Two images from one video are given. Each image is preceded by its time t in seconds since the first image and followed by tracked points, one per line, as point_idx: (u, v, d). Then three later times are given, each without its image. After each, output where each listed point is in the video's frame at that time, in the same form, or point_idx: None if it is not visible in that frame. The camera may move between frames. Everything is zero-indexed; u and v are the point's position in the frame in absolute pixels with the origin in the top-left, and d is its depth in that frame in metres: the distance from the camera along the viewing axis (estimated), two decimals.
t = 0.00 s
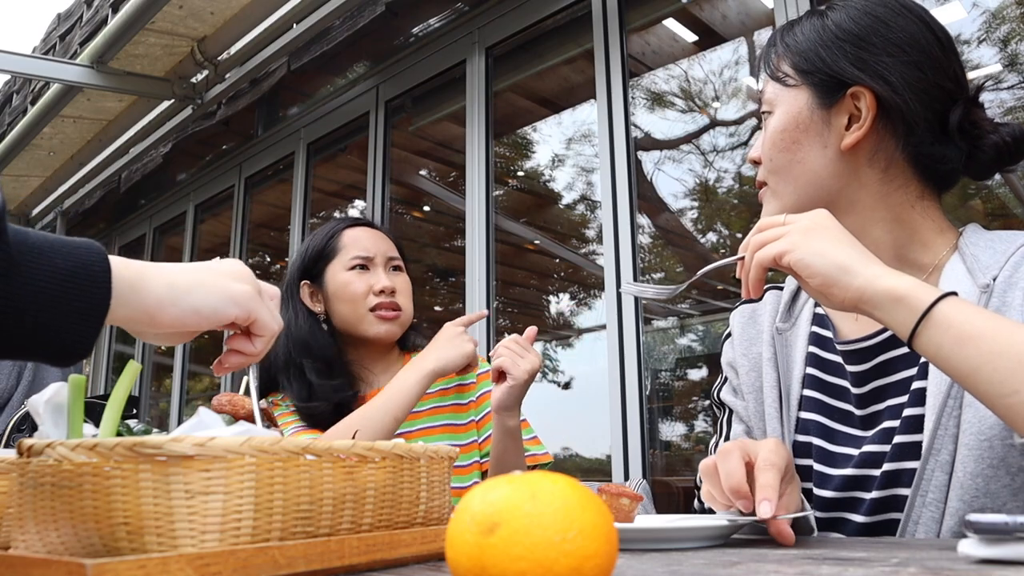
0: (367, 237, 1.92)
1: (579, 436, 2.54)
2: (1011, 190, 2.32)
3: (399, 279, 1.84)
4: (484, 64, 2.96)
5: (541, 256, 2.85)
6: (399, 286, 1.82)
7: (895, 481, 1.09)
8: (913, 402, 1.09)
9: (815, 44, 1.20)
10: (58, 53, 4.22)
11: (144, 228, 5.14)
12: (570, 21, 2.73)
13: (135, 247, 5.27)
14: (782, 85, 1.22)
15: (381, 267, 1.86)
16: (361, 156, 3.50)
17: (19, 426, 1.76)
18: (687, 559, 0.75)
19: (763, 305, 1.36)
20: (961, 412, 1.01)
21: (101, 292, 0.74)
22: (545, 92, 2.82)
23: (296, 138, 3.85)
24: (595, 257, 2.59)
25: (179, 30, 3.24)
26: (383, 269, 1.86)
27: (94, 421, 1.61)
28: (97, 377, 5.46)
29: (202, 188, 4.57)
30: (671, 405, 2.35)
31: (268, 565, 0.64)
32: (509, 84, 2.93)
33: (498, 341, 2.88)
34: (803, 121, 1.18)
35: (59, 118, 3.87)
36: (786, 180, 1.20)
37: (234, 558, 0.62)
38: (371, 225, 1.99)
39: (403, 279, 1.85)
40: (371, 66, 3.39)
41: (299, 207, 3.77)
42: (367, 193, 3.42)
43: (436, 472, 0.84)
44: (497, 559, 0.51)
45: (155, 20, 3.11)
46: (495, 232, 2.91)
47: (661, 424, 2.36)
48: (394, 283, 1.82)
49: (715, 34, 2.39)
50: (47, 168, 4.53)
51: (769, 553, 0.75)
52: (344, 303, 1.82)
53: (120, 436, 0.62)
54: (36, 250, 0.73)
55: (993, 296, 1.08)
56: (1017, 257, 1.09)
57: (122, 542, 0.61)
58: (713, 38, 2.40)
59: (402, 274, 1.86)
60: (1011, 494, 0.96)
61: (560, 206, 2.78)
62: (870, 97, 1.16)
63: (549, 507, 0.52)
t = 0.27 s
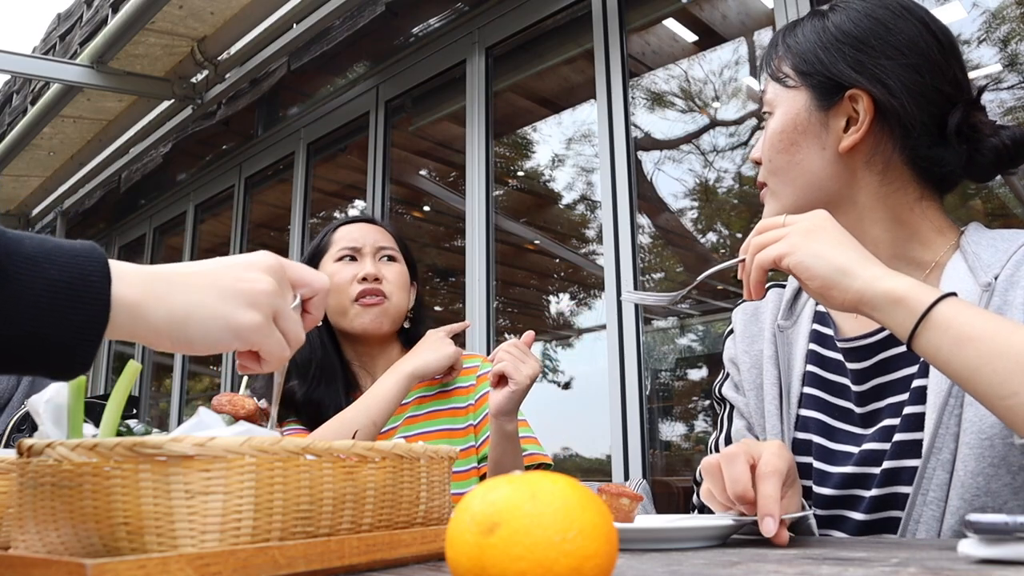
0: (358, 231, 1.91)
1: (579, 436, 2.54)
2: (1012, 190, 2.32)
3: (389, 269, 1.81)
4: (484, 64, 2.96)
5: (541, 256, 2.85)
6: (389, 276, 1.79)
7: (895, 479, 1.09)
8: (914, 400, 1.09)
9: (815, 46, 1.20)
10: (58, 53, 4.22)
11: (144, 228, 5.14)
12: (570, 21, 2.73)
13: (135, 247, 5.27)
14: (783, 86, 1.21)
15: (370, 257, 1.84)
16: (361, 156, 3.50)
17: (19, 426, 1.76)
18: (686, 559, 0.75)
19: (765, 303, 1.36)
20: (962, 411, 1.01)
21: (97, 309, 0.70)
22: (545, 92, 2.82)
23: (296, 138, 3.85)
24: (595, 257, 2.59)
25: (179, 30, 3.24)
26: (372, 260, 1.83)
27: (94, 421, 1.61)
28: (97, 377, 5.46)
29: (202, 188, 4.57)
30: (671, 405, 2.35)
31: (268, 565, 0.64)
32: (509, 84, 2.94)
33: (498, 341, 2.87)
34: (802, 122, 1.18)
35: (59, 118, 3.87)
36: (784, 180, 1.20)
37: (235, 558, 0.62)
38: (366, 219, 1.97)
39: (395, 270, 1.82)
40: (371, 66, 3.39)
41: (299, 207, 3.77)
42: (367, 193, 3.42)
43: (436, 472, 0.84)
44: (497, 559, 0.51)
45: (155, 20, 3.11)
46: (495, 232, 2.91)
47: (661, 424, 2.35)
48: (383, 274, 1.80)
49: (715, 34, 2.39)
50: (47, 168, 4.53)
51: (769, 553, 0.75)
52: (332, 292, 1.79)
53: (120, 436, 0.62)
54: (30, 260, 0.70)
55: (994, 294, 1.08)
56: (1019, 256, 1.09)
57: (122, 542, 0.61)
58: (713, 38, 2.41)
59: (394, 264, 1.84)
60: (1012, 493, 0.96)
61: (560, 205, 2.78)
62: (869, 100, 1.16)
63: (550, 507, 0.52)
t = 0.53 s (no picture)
0: (357, 230, 1.89)
1: (580, 436, 2.54)
2: (1012, 190, 2.33)
3: (388, 272, 1.81)
4: (484, 64, 2.96)
5: (542, 256, 2.84)
6: (388, 281, 1.79)
7: (898, 481, 1.09)
8: (917, 403, 1.10)
9: (811, 52, 1.19)
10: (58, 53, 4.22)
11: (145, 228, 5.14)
12: (570, 21, 2.73)
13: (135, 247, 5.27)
14: (780, 96, 1.21)
15: (367, 260, 1.82)
16: (361, 156, 3.50)
17: (19, 425, 1.76)
18: (687, 559, 0.75)
19: (769, 305, 1.35)
20: (966, 413, 1.01)
21: (61, 282, 0.65)
22: (545, 92, 2.83)
23: (296, 138, 3.85)
24: (595, 257, 2.59)
25: (179, 30, 3.24)
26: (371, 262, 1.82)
27: (94, 421, 1.61)
28: (97, 377, 5.46)
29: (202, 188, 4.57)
30: (671, 405, 2.35)
31: (268, 565, 0.64)
32: (509, 84, 2.94)
33: (498, 341, 2.87)
34: (807, 131, 1.18)
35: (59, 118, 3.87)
36: (793, 191, 1.21)
37: (234, 558, 0.62)
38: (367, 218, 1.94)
39: (393, 270, 1.81)
40: (371, 66, 3.40)
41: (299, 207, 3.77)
42: (367, 193, 3.42)
43: (436, 472, 0.84)
44: (497, 559, 0.51)
45: (155, 20, 3.11)
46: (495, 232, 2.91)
47: (661, 424, 2.36)
48: (381, 277, 1.79)
49: (715, 34, 2.39)
50: (47, 168, 4.53)
51: (769, 553, 0.75)
52: (330, 298, 1.80)
53: (120, 436, 0.62)
54: None
55: (999, 296, 1.07)
56: None
57: (122, 542, 0.61)
58: (713, 38, 2.40)
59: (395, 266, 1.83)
60: (1015, 494, 0.96)
61: (560, 205, 2.78)
62: (874, 103, 1.16)
63: (550, 507, 0.52)
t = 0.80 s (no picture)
0: (359, 227, 1.85)
1: (579, 436, 2.54)
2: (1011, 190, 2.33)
3: (389, 271, 1.76)
4: (484, 64, 2.96)
5: (541, 256, 2.90)
6: (389, 280, 1.75)
7: (899, 482, 1.09)
8: (918, 403, 1.09)
9: (867, 32, 1.08)
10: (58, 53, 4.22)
11: (145, 228, 5.15)
12: (569, 21, 2.73)
13: (136, 247, 5.28)
14: (840, 79, 1.06)
15: (367, 259, 1.78)
16: (361, 156, 3.50)
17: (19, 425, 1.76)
18: (687, 559, 0.75)
19: (765, 309, 1.36)
20: (967, 413, 1.01)
21: None
22: (545, 92, 2.82)
23: (296, 138, 3.85)
24: (595, 257, 2.59)
25: (179, 30, 3.24)
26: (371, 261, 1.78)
27: (94, 421, 1.61)
28: (97, 377, 5.46)
29: (202, 188, 4.58)
30: (670, 405, 2.36)
31: (268, 565, 0.64)
32: (509, 84, 2.94)
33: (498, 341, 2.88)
34: (876, 118, 1.04)
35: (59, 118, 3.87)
36: (850, 182, 1.05)
37: (234, 558, 0.62)
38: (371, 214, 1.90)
39: (393, 269, 1.77)
40: (371, 66, 3.40)
41: (299, 206, 3.77)
42: (367, 193, 3.42)
43: (436, 472, 0.84)
44: (497, 559, 0.51)
45: (155, 20, 3.11)
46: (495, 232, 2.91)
47: (661, 424, 2.35)
48: (381, 276, 1.75)
49: (715, 34, 2.39)
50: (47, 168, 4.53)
51: (769, 553, 0.75)
52: (331, 298, 1.77)
53: (119, 437, 0.62)
54: None
55: (999, 297, 1.03)
56: None
57: (122, 542, 0.61)
58: (713, 38, 2.40)
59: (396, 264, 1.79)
60: (1016, 495, 0.96)
61: (560, 205, 2.81)
62: (934, 92, 1.10)
63: (550, 507, 0.52)
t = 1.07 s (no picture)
0: (369, 221, 1.78)
1: (579, 436, 2.54)
2: (1011, 190, 2.34)
3: (395, 268, 1.69)
4: (484, 64, 2.96)
5: (541, 256, 2.85)
6: (395, 276, 1.68)
7: (892, 481, 1.08)
8: (911, 402, 1.08)
9: (879, 32, 1.04)
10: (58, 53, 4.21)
11: (145, 228, 5.15)
12: (570, 21, 2.73)
13: (136, 247, 5.28)
14: (852, 80, 1.02)
15: (374, 254, 1.71)
16: (361, 156, 3.50)
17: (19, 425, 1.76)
18: (687, 559, 0.75)
19: (762, 312, 1.35)
20: (960, 412, 1.00)
21: None
22: (545, 92, 2.82)
23: (296, 138, 3.85)
24: (595, 257, 2.59)
25: (179, 30, 3.24)
26: (378, 258, 1.71)
27: (94, 421, 1.61)
28: (97, 377, 5.46)
29: (202, 188, 4.58)
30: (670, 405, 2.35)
31: (268, 565, 0.64)
32: (509, 84, 2.94)
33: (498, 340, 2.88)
34: (886, 122, 1.00)
35: (59, 118, 3.87)
36: (857, 184, 1.00)
37: (234, 558, 0.62)
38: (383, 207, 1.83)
39: (403, 266, 1.70)
40: (371, 66, 3.40)
41: (299, 206, 3.77)
42: (367, 193, 3.42)
43: (436, 472, 0.84)
44: (497, 560, 0.51)
45: (155, 20, 3.11)
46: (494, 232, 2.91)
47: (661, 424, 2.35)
48: (386, 273, 1.68)
49: (716, 34, 2.39)
50: (47, 168, 4.53)
51: (770, 553, 0.75)
52: (341, 297, 1.71)
53: (120, 436, 0.62)
54: None
55: (991, 296, 1.03)
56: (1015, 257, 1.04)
57: (122, 542, 0.61)
58: (713, 38, 2.40)
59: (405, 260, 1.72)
60: (1009, 495, 0.96)
61: (560, 206, 2.78)
62: (941, 97, 1.07)
63: (550, 507, 0.52)
